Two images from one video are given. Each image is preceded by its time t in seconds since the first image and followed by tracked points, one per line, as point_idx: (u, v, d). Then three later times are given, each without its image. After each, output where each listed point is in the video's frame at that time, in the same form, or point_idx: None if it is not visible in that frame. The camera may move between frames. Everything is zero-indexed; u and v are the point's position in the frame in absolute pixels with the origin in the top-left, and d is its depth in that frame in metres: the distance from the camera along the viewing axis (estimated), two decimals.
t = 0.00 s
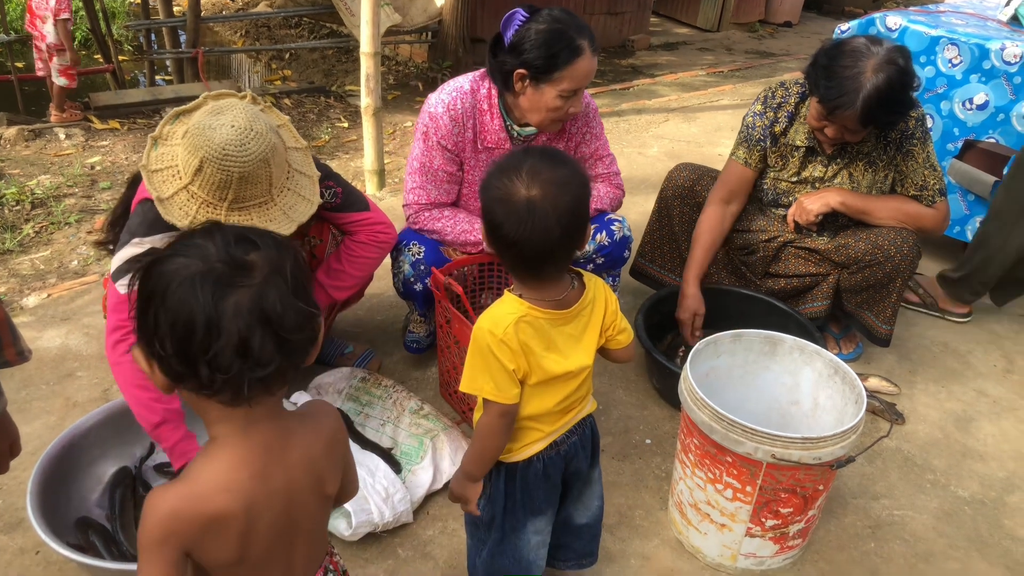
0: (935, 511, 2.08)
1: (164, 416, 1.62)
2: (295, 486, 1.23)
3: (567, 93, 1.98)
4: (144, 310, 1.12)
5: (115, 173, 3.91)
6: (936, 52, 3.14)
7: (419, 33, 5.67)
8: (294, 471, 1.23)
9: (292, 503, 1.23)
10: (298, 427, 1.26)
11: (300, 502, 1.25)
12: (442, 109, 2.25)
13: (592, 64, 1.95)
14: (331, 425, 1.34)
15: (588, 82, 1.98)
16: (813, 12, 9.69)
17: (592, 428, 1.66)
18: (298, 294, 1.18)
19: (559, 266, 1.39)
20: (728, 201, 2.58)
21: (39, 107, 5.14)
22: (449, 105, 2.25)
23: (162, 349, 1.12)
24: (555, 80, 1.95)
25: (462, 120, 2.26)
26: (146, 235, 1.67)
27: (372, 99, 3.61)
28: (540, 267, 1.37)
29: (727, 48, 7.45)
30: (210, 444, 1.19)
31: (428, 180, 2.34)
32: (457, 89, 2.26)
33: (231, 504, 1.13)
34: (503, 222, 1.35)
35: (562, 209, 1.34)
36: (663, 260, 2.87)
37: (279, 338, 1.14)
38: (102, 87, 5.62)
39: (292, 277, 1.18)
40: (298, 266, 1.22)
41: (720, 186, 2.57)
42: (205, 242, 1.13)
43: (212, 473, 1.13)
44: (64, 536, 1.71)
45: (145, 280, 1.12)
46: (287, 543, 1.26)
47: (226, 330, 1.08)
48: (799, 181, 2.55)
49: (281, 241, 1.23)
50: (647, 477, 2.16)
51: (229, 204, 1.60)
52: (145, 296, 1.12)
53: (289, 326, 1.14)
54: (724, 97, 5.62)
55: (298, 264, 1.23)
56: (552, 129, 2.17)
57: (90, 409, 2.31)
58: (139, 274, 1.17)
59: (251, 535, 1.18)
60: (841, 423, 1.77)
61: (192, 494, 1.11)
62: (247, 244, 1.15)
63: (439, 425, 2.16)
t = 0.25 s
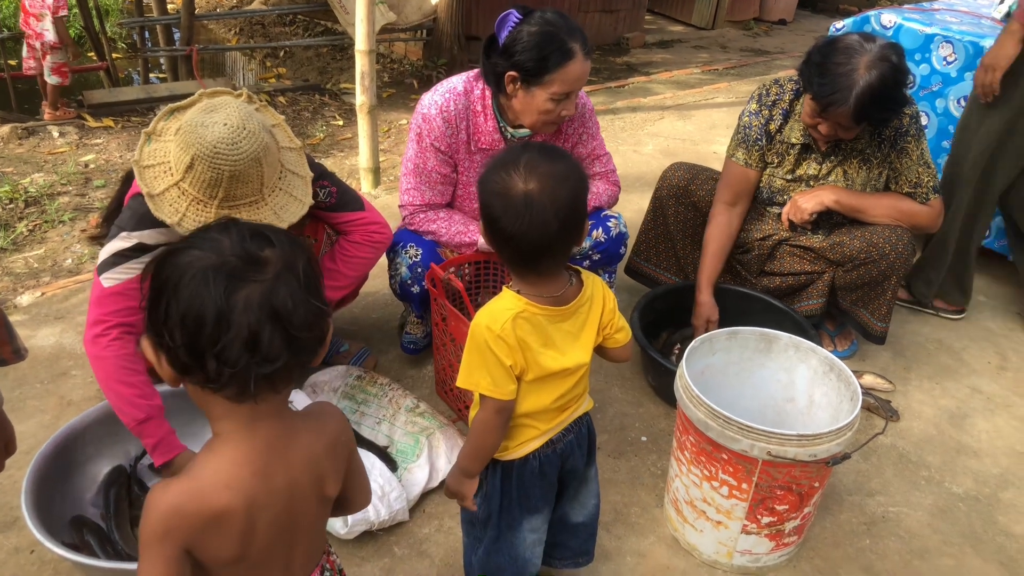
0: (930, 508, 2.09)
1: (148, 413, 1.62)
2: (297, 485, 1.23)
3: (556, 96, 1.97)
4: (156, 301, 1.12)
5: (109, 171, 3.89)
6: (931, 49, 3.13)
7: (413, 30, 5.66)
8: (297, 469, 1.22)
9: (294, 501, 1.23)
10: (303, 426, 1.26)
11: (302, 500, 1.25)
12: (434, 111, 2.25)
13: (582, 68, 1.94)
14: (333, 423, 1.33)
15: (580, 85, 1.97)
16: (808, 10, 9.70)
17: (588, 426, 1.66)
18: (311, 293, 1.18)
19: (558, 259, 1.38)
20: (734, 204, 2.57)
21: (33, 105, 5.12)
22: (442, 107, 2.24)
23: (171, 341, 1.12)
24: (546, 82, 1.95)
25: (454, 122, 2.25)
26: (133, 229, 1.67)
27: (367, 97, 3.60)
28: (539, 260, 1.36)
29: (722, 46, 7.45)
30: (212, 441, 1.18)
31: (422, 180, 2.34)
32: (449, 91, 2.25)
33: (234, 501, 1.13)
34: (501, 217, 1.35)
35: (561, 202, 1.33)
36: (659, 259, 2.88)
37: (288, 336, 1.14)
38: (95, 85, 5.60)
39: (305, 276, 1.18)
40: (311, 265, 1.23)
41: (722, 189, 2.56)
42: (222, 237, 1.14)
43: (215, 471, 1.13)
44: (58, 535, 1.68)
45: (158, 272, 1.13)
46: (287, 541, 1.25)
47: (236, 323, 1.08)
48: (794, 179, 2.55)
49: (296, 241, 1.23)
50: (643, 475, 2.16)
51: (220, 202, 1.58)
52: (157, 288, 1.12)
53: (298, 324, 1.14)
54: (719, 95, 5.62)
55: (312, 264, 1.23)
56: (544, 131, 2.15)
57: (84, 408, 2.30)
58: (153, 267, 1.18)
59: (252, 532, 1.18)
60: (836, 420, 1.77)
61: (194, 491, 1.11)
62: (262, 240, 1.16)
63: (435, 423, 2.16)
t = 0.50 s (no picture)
0: (925, 504, 2.10)
1: (136, 412, 1.59)
2: (295, 485, 1.22)
3: (521, 91, 1.96)
4: (158, 293, 1.12)
5: (102, 169, 3.87)
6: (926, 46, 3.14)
7: (408, 27, 5.64)
8: (296, 469, 1.22)
9: (292, 501, 1.22)
10: (302, 426, 1.25)
11: (300, 501, 1.24)
12: (428, 108, 2.24)
13: (547, 65, 1.91)
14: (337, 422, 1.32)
15: (549, 86, 1.95)
16: (803, 6, 9.70)
17: (585, 423, 1.66)
18: (314, 293, 1.17)
19: (556, 252, 1.37)
20: (731, 200, 2.56)
21: (26, 102, 5.09)
22: (434, 104, 2.24)
23: (170, 334, 1.11)
24: (511, 75, 1.96)
25: (448, 118, 2.25)
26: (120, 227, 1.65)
27: (361, 94, 3.59)
28: (538, 254, 1.36)
29: (716, 42, 7.45)
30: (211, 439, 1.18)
31: (416, 177, 2.33)
32: (443, 88, 2.25)
33: (230, 500, 1.13)
34: (500, 210, 1.34)
35: (559, 196, 1.33)
36: (654, 256, 2.88)
37: (288, 334, 1.13)
38: (88, 82, 5.57)
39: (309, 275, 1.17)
40: (316, 264, 1.22)
41: (720, 186, 2.56)
42: (229, 233, 1.14)
43: (211, 470, 1.12)
44: (51, 534, 1.67)
45: (163, 264, 1.12)
46: (283, 541, 1.25)
47: (235, 319, 1.08)
48: (790, 176, 2.55)
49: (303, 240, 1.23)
50: (638, 472, 2.16)
51: (204, 202, 1.57)
52: (161, 280, 1.11)
53: (299, 324, 1.13)
54: (714, 92, 5.62)
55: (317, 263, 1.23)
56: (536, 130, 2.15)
57: (78, 407, 2.29)
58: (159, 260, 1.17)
59: (247, 532, 1.17)
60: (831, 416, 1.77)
61: (190, 491, 1.11)
62: (269, 237, 1.15)
63: (430, 421, 2.15)
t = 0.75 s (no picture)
0: (923, 502, 2.09)
1: (113, 415, 1.57)
2: (296, 485, 1.21)
3: (475, 79, 2.00)
4: (159, 292, 1.11)
5: (98, 167, 3.85)
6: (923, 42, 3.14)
7: (405, 24, 5.63)
8: (296, 470, 1.21)
9: (292, 502, 1.22)
10: (303, 427, 1.24)
11: (300, 501, 1.24)
12: (420, 103, 2.23)
13: (494, 55, 1.93)
14: (336, 422, 1.31)
15: (495, 77, 1.95)
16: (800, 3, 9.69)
17: (585, 423, 1.65)
18: (316, 293, 1.17)
19: (554, 252, 1.37)
20: (720, 190, 2.55)
21: (21, 100, 5.07)
22: (427, 100, 2.23)
23: (172, 333, 1.10)
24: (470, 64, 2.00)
25: (441, 114, 2.25)
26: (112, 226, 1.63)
27: (358, 92, 3.57)
28: (535, 253, 1.35)
29: (714, 39, 7.44)
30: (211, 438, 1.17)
31: (411, 174, 2.32)
32: (435, 83, 2.24)
33: (230, 501, 1.12)
34: (496, 209, 1.33)
35: (555, 193, 1.32)
36: (652, 253, 2.87)
37: (289, 334, 1.12)
38: (84, 80, 5.54)
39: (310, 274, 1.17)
40: (317, 263, 1.21)
41: (711, 176, 2.55)
42: (230, 232, 1.13)
43: (212, 469, 1.12)
44: (47, 535, 1.66)
45: (164, 263, 1.12)
46: (283, 541, 1.24)
47: (236, 318, 1.07)
48: (787, 173, 2.55)
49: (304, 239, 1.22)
50: (636, 470, 2.16)
51: (197, 198, 1.55)
52: (161, 279, 1.11)
53: (300, 323, 1.13)
54: (711, 89, 5.61)
55: (318, 262, 1.22)
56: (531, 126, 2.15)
57: (74, 406, 2.28)
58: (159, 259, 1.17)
59: (248, 532, 1.17)
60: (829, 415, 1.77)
61: (189, 491, 1.10)
62: (270, 237, 1.15)
63: (427, 420, 2.14)
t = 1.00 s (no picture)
0: (923, 502, 2.09)
1: (103, 413, 1.54)
2: (293, 485, 1.21)
3: (461, 76, 2.00)
4: (163, 291, 1.10)
5: (97, 167, 3.84)
6: (923, 41, 3.13)
7: (404, 24, 5.62)
8: (296, 470, 1.21)
9: (289, 501, 1.22)
10: (303, 427, 1.24)
11: (296, 501, 1.23)
12: (411, 102, 2.23)
13: (478, 53, 1.92)
14: (335, 423, 1.31)
15: (479, 75, 1.95)
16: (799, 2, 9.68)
17: (588, 426, 1.64)
18: (320, 293, 1.16)
19: (555, 252, 1.37)
20: (717, 190, 2.56)
21: (20, 100, 5.06)
22: (418, 98, 2.23)
23: (176, 332, 1.09)
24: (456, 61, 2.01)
25: (432, 113, 2.25)
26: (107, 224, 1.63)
27: (357, 91, 3.56)
28: (535, 254, 1.35)
29: (713, 38, 7.43)
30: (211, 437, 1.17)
31: (407, 173, 2.32)
32: (425, 82, 2.24)
33: (226, 498, 1.12)
34: (494, 211, 1.33)
35: (554, 192, 1.32)
36: (652, 253, 2.86)
37: (293, 334, 1.12)
38: (83, 80, 5.53)
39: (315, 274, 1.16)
40: (320, 264, 1.21)
41: (708, 176, 2.55)
42: (236, 231, 1.12)
43: (211, 468, 1.11)
44: (46, 537, 1.66)
45: (167, 262, 1.11)
46: (279, 541, 1.24)
47: (242, 317, 1.06)
48: (787, 172, 2.55)
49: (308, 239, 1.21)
50: (636, 471, 2.15)
51: (217, 175, 1.56)
52: (165, 279, 1.10)
53: (305, 323, 1.12)
54: (710, 87, 5.61)
55: (322, 262, 1.21)
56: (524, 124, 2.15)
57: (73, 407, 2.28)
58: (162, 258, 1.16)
59: (243, 530, 1.16)
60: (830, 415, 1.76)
61: (187, 486, 1.10)
62: (274, 236, 1.14)
63: (427, 421, 2.14)
